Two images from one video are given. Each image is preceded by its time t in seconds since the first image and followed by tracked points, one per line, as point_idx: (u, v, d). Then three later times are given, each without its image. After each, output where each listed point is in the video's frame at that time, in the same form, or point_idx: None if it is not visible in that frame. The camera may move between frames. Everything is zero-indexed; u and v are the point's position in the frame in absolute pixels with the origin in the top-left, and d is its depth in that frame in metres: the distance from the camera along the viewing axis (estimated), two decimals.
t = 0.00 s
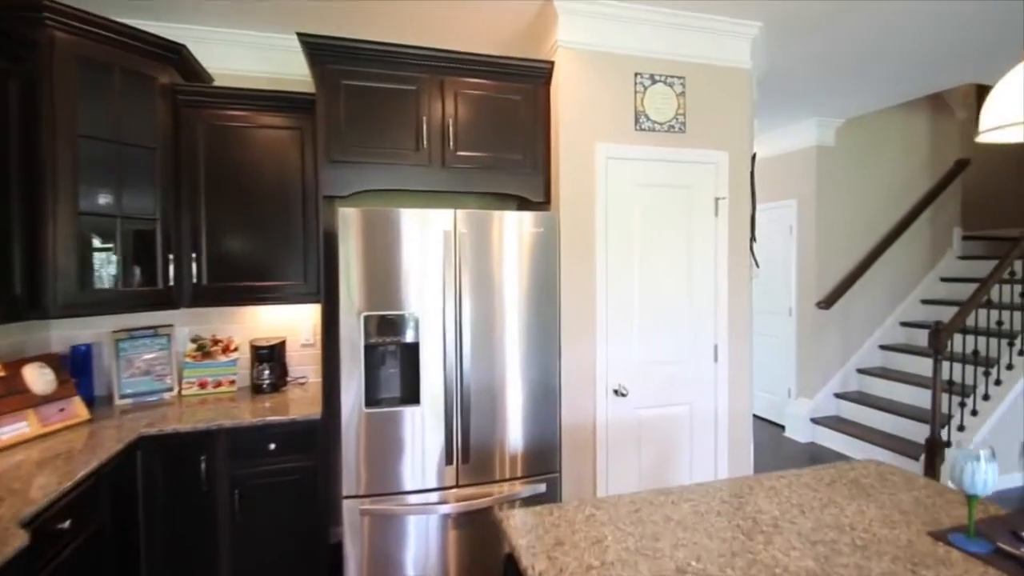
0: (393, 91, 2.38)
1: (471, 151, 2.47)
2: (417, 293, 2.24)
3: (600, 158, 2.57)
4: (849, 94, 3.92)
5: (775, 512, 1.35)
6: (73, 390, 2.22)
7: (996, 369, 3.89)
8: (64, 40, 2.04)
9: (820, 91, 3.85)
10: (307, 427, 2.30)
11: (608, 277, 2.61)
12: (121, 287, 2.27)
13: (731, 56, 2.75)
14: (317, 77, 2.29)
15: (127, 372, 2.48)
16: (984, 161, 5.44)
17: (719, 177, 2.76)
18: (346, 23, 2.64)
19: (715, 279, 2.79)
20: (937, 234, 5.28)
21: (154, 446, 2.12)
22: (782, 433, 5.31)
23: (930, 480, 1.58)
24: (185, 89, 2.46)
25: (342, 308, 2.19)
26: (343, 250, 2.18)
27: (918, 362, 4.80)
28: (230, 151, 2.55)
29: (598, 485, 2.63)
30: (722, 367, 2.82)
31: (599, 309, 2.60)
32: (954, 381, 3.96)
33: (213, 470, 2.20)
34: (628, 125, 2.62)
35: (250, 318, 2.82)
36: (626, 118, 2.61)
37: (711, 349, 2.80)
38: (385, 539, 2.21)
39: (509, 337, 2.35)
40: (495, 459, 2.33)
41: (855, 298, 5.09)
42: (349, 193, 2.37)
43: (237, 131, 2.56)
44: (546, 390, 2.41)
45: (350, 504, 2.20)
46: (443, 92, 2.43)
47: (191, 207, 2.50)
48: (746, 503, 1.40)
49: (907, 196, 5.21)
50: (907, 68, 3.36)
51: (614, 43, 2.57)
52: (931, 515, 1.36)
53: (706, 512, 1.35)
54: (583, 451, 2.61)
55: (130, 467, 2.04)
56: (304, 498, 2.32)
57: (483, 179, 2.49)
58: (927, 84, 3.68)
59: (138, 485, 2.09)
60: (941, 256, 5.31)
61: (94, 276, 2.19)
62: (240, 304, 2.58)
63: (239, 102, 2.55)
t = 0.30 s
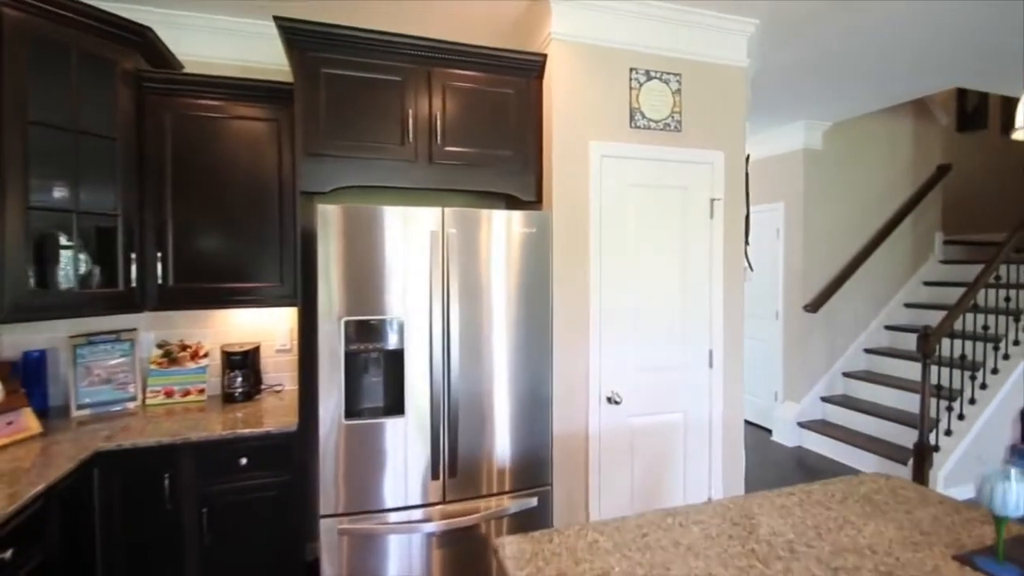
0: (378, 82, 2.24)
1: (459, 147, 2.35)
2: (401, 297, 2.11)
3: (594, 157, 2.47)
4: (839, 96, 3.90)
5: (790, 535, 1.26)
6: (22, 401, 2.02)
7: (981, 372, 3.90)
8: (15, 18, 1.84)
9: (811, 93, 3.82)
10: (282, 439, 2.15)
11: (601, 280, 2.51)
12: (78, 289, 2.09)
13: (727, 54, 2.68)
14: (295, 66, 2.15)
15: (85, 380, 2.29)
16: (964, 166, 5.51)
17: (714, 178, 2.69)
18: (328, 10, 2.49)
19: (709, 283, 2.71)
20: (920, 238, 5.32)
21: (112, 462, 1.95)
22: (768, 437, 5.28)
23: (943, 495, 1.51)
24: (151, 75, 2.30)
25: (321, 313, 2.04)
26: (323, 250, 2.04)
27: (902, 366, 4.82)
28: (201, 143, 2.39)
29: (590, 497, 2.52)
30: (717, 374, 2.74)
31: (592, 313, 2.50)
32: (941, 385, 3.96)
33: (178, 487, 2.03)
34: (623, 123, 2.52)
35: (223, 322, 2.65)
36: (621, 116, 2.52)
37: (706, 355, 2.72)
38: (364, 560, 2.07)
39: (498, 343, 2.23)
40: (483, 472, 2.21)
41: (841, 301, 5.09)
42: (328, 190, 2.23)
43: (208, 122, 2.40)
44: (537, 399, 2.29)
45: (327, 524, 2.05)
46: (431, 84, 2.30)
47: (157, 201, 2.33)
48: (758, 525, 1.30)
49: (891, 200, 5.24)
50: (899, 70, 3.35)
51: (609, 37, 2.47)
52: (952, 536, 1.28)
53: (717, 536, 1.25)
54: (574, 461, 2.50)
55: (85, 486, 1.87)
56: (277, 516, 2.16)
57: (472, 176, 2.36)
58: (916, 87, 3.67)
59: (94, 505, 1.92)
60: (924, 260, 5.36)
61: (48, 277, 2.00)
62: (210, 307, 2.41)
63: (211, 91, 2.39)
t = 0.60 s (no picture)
0: (360, 71, 2.11)
1: (447, 142, 2.23)
2: (385, 300, 1.98)
3: (587, 154, 2.37)
4: (827, 99, 3.89)
5: (807, 557, 1.17)
6: None
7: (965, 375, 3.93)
8: None
9: (801, 95, 3.79)
10: (253, 452, 2.00)
11: (594, 283, 2.42)
12: (30, 290, 1.91)
13: (723, 51, 2.61)
14: (271, 52, 2.00)
15: (38, 389, 2.11)
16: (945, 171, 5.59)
17: (708, 178, 2.62)
18: None
19: (703, 286, 2.63)
20: (902, 242, 5.37)
21: (65, 480, 1.77)
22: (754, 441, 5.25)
23: (956, 509, 1.44)
24: (112, 59, 2.13)
25: (298, 317, 1.90)
26: (300, 250, 1.90)
27: (885, 369, 4.84)
28: (169, 133, 2.22)
29: (581, 510, 2.42)
30: (711, 379, 2.67)
31: (584, 316, 2.40)
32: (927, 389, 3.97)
33: (138, 506, 1.87)
34: (616, 119, 2.43)
35: (194, 325, 2.48)
36: (614, 112, 2.43)
37: (700, 360, 2.65)
38: None
39: (487, 348, 2.12)
40: (470, 486, 2.09)
41: (826, 304, 5.10)
42: (306, 185, 2.09)
43: (177, 111, 2.24)
44: (527, 407, 2.19)
45: (302, 544, 1.91)
46: (416, 74, 2.18)
47: (119, 196, 2.16)
48: (771, 546, 1.21)
49: (875, 203, 5.26)
50: (890, 74, 3.33)
51: (603, 31, 2.38)
52: (973, 554, 1.20)
53: (729, 560, 1.15)
54: (565, 471, 2.40)
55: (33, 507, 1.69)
56: (248, 536, 2.01)
57: (459, 173, 2.25)
58: (904, 91, 3.67)
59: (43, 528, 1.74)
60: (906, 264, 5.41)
61: None
62: (177, 309, 2.24)
63: (179, 78, 2.23)
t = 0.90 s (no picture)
0: (341, 59, 1.99)
1: (433, 135, 2.11)
2: (368, 303, 1.86)
3: (579, 150, 2.29)
4: (815, 99, 3.87)
5: None
6: None
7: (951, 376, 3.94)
8: None
9: (789, 96, 3.77)
10: (224, 469, 1.86)
11: (587, 284, 2.32)
12: None
13: (717, 46, 2.55)
14: (244, 36, 1.87)
15: None
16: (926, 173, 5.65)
17: (703, 176, 2.55)
18: None
19: (698, 287, 2.56)
20: (885, 243, 5.41)
21: (13, 502, 1.61)
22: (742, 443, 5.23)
23: (971, 520, 1.37)
24: (70, 42, 1.97)
25: (274, 322, 1.77)
26: (275, 250, 1.77)
27: (871, 370, 4.86)
28: (134, 124, 2.07)
29: (574, 521, 2.33)
30: (705, 383, 2.60)
31: (577, 319, 2.31)
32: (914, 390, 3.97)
33: (96, 528, 1.72)
34: (609, 114, 2.35)
35: (161, 330, 2.32)
36: (607, 107, 2.34)
37: (694, 363, 2.58)
38: None
39: (477, 353, 2.01)
40: (459, 499, 1.98)
41: (812, 305, 5.10)
42: (282, 180, 1.95)
43: (142, 100, 2.08)
44: (518, 415, 2.08)
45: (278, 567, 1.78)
46: (401, 64, 2.06)
47: (77, 190, 2.00)
48: (787, 567, 1.12)
49: (859, 204, 5.29)
50: (877, 75, 3.31)
51: (595, 22, 2.30)
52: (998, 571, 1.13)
53: None
54: (557, 481, 2.30)
55: None
56: (219, 557, 1.86)
57: (447, 169, 2.13)
58: (891, 93, 3.67)
59: None
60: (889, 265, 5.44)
61: None
62: (141, 313, 2.08)
63: (145, 64, 2.08)
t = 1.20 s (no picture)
0: (314, 45, 1.85)
1: (413, 129, 1.99)
2: (344, 308, 1.73)
3: (567, 146, 2.20)
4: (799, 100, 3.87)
5: None
6: None
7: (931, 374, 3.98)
8: None
9: (773, 98, 3.76)
10: (186, 490, 1.72)
11: (575, 286, 2.23)
12: None
13: (707, 41, 2.49)
14: (207, 18, 1.73)
15: None
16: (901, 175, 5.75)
17: (692, 175, 2.48)
18: None
19: (688, 288, 2.49)
20: (863, 243, 5.47)
21: None
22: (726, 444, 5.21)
23: (982, 529, 1.32)
24: (12, 22, 1.79)
25: (241, 329, 1.62)
26: (242, 250, 1.62)
27: (851, 369, 4.89)
28: (85, 113, 1.90)
29: (564, 533, 2.23)
30: (695, 387, 2.53)
31: (566, 322, 2.22)
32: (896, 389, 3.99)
33: (39, 559, 1.55)
34: (597, 109, 2.27)
35: (118, 338, 2.15)
36: (595, 101, 2.26)
37: (684, 366, 2.51)
38: None
39: (461, 360, 1.90)
40: (442, 516, 1.86)
41: (794, 305, 5.12)
42: (249, 175, 1.81)
43: (96, 87, 1.91)
44: (505, 424, 1.97)
45: None
46: (379, 51, 1.94)
47: (19, 185, 1.82)
48: None
49: (839, 205, 5.34)
50: (861, 77, 3.31)
51: (583, 13, 2.22)
52: None
53: None
54: (546, 492, 2.20)
55: None
56: None
57: (429, 165, 2.02)
58: (872, 95, 3.69)
59: None
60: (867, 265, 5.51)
61: None
62: (95, 320, 1.91)
63: (97, 49, 1.91)
